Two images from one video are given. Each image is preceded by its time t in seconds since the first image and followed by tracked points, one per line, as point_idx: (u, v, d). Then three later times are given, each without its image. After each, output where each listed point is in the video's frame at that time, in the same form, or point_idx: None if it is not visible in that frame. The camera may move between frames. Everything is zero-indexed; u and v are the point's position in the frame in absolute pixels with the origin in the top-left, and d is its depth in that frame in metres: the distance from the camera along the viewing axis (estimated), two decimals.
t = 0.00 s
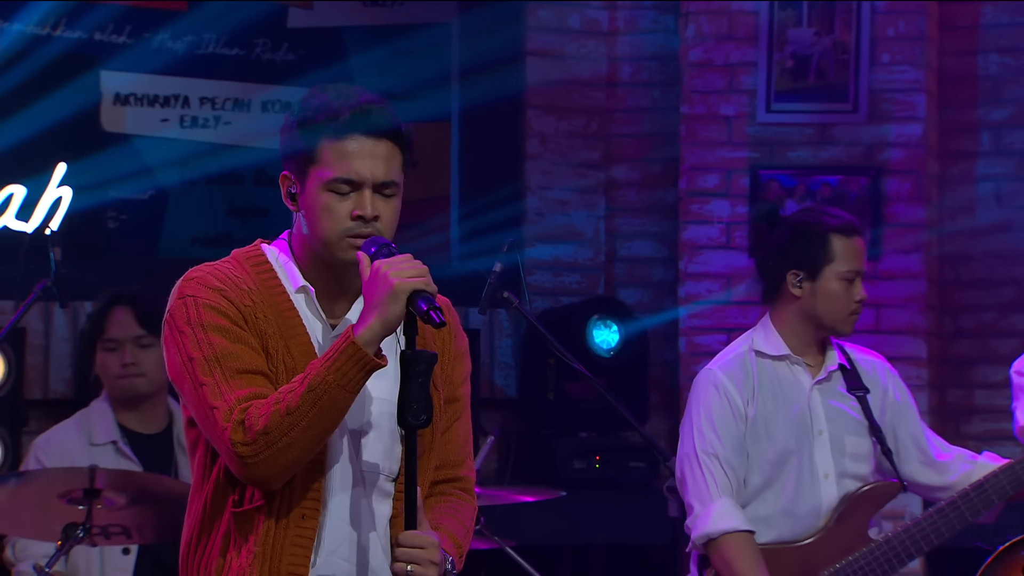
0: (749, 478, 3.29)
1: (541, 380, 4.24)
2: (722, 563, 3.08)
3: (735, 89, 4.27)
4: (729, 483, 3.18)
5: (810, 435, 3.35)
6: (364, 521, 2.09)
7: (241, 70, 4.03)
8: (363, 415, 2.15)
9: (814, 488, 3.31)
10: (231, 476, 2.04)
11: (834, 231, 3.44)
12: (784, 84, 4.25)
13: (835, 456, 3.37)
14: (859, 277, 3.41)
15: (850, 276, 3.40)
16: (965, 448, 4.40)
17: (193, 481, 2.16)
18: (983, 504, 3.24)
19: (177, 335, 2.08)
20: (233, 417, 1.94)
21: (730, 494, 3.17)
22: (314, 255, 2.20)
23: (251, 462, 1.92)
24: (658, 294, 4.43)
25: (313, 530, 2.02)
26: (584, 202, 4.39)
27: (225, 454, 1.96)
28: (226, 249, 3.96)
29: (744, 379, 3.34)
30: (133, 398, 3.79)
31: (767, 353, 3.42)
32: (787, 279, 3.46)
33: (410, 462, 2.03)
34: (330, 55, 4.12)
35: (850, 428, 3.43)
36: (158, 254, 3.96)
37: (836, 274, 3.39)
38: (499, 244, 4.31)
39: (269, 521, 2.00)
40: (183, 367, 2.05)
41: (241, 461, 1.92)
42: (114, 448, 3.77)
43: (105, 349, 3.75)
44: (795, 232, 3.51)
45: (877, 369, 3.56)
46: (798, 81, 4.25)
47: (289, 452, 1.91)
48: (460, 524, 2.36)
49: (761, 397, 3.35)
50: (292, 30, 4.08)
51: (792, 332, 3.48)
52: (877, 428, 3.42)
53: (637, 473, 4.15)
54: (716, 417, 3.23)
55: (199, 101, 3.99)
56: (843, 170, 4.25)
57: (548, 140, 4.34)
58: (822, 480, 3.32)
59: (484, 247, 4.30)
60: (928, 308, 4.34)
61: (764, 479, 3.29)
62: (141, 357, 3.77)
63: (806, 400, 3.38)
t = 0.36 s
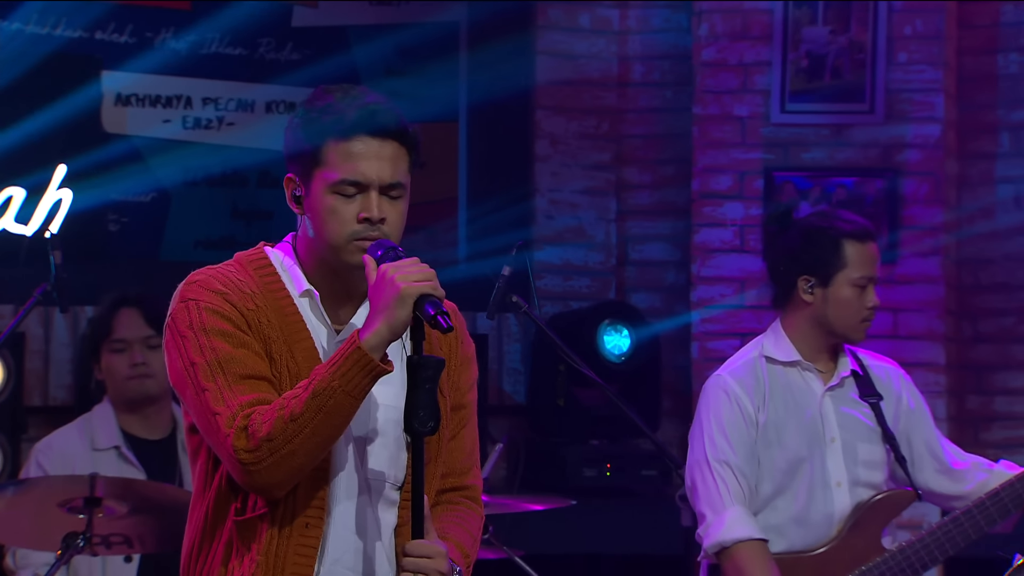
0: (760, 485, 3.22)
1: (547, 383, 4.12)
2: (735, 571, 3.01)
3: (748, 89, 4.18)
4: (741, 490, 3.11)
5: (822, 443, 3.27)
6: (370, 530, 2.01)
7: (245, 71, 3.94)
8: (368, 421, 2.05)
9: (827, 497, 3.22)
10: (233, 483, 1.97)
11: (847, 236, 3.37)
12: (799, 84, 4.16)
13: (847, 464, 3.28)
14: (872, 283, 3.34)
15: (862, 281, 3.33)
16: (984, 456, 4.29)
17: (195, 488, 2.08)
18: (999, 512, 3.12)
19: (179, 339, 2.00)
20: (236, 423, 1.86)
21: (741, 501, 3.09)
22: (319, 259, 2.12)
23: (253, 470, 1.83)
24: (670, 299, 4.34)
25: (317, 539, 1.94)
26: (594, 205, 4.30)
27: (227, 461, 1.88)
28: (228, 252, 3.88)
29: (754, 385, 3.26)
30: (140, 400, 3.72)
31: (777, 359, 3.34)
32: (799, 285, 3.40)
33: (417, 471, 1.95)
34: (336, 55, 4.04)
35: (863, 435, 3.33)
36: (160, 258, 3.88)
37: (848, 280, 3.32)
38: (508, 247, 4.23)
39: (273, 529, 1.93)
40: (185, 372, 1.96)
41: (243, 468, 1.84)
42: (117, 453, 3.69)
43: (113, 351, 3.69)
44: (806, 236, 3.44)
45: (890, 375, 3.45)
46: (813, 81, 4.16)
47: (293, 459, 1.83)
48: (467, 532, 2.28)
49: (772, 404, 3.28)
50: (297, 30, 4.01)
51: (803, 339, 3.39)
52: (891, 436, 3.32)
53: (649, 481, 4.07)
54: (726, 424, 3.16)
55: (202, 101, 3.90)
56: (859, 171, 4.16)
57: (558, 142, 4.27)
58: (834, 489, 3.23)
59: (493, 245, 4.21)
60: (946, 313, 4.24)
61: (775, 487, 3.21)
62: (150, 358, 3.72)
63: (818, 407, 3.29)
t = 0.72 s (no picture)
0: (772, 495, 3.13)
1: (556, 388, 4.03)
2: None
3: (764, 89, 4.08)
4: (753, 500, 3.01)
5: (836, 451, 3.17)
6: (376, 541, 1.93)
7: (250, 71, 3.86)
8: (374, 429, 1.98)
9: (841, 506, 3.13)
10: (235, 492, 1.87)
11: (860, 239, 3.28)
12: (816, 84, 4.06)
13: (863, 473, 3.18)
14: (887, 286, 3.24)
15: (877, 285, 3.23)
16: (1005, 465, 4.19)
17: (196, 499, 1.98)
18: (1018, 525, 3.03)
19: (181, 346, 1.92)
20: (240, 430, 1.78)
21: (753, 511, 2.99)
22: (323, 264, 2.03)
23: (258, 478, 1.75)
24: (683, 304, 4.25)
25: (322, 550, 1.86)
26: (606, 208, 4.22)
27: (230, 470, 1.80)
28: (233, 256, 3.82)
29: (766, 391, 3.17)
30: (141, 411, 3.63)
31: (790, 366, 3.24)
32: (812, 289, 3.30)
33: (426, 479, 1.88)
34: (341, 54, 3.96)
35: (879, 443, 3.23)
36: (161, 262, 3.81)
37: (863, 284, 3.22)
38: (518, 252, 4.13)
39: (276, 539, 1.84)
40: (186, 379, 1.88)
41: (246, 476, 1.76)
42: (118, 461, 3.62)
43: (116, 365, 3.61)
44: (818, 241, 3.35)
45: (908, 382, 3.35)
46: (831, 81, 4.06)
47: (298, 467, 1.75)
48: (475, 543, 2.19)
49: (783, 411, 3.18)
50: (302, 29, 3.92)
51: (817, 344, 3.30)
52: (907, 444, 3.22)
53: (662, 490, 3.96)
54: (737, 431, 3.07)
55: (205, 102, 3.82)
56: (877, 173, 4.07)
57: (569, 143, 4.18)
58: (849, 498, 3.14)
59: (503, 247, 4.12)
60: (966, 318, 4.13)
61: (788, 496, 3.12)
62: (152, 375, 3.65)
63: (832, 414, 3.20)
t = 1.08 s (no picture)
0: (779, 505, 3.07)
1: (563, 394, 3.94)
2: None
3: (777, 90, 4.00)
4: (759, 509, 2.98)
5: (845, 459, 3.11)
6: (381, 552, 1.88)
7: (252, 71, 3.79)
8: (378, 437, 1.92)
9: (850, 516, 3.06)
10: (236, 501, 1.81)
11: (866, 243, 3.20)
12: (830, 84, 3.98)
13: (873, 482, 3.11)
14: (895, 290, 3.16)
15: (885, 289, 3.15)
16: None
17: (195, 508, 1.91)
18: None
19: (180, 352, 1.84)
20: (242, 438, 1.71)
21: (760, 521, 2.97)
22: (328, 268, 1.95)
23: (259, 488, 1.69)
24: (694, 309, 4.17)
25: (325, 561, 1.80)
26: (616, 212, 4.12)
27: (230, 479, 1.73)
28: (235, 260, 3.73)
29: (773, 399, 3.12)
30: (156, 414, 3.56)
31: (798, 373, 3.17)
32: (818, 294, 3.23)
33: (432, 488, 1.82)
34: (347, 54, 3.89)
35: (891, 450, 3.16)
36: (161, 266, 3.73)
37: (870, 288, 3.14)
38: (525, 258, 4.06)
39: (278, 550, 1.78)
40: (187, 386, 1.81)
41: (247, 484, 1.70)
42: (123, 471, 3.55)
43: (127, 369, 3.53)
44: (824, 244, 3.27)
45: (921, 388, 3.26)
46: (845, 82, 3.98)
47: (301, 476, 1.69)
48: (482, 554, 2.10)
49: (791, 419, 3.12)
50: (306, 29, 3.85)
51: (825, 351, 3.22)
52: (920, 451, 3.13)
53: (671, 499, 3.88)
54: (743, 440, 3.04)
55: (207, 103, 3.75)
56: (893, 176, 3.98)
57: (577, 145, 4.09)
58: (859, 507, 3.07)
59: (514, 248, 4.04)
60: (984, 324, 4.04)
61: (796, 506, 3.06)
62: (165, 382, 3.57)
63: (840, 422, 3.14)
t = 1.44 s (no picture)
0: (788, 515, 3.00)
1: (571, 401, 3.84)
2: None
3: (790, 91, 3.92)
4: (768, 520, 2.91)
5: (857, 469, 3.02)
6: (384, 563, 1.83)
7: (254, 72, 3.73)
8: (382, 445, 1.88)
9: (861, 527, 2.98)
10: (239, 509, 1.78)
11: (876, 246, 3.10)
12: (844, 85, 3.89)
13: (885, 492, 3.02)
14: (907, 295, 3.07)
15: (896, 294, 3.06)
16: None
17: (195, 519, 1.88)
18: None
19: (182, 358, 1.79)
20: (244, 446, 1.67)
21: (769, 532, 2.89)
22: (331, 271, 1.89)
23: (262, 497, 1.65)
24: (705, 315, 4.09)
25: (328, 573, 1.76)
26: (626, 215, 4.04)
27: (232, 488, 1.69)
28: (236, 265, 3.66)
29: (782, 408, 3.04)
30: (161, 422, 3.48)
31: (808, 380, 3.09)
32: (827, 301, 3.15)
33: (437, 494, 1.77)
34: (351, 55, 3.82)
35: (902, 458, 3.06)
36: (161, 272, 3.65)
37: (880, 293, 3.06)
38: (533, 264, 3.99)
39: (280, 560, 1.75)
40: (188, 393, 1.75)
41: (249, 494, 1.65)
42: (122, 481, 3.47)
43: (133, 379, 3.44)
44: (832, 249, 3.19)
45: (934, 394, 3.15)
46: (859, 83, 3.89)
47: (304, 485, 1.64)
48: (489, 565, 2.04)
49: (801, 428, 3.05)
50: (308, 29, 3.77)
51: (836, 357, 3.14)
52: (933, 459, 3.03)
53: (683, 508, 3.79)
54: (752, 449, 2.97)
55: (208, 105, 3.68)
56: (908, 179, 3.90)
57: (586, 148, 4.01)
58: (871, 518, 2.98)
59: (520, 251, 3.97)
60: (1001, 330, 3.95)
61: (806, 516, 2.99)
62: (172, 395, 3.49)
63: (851, 432, 3.05)
